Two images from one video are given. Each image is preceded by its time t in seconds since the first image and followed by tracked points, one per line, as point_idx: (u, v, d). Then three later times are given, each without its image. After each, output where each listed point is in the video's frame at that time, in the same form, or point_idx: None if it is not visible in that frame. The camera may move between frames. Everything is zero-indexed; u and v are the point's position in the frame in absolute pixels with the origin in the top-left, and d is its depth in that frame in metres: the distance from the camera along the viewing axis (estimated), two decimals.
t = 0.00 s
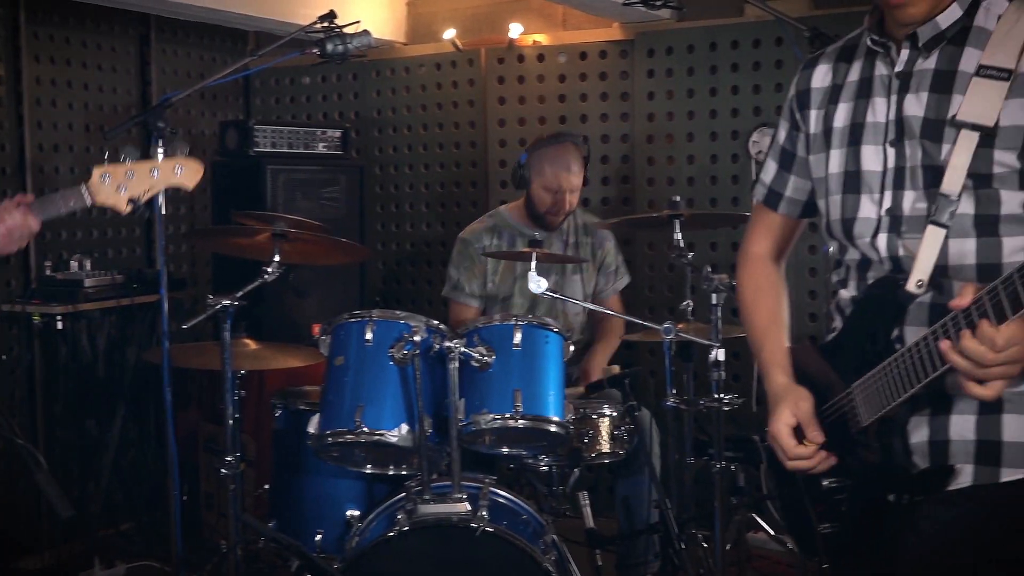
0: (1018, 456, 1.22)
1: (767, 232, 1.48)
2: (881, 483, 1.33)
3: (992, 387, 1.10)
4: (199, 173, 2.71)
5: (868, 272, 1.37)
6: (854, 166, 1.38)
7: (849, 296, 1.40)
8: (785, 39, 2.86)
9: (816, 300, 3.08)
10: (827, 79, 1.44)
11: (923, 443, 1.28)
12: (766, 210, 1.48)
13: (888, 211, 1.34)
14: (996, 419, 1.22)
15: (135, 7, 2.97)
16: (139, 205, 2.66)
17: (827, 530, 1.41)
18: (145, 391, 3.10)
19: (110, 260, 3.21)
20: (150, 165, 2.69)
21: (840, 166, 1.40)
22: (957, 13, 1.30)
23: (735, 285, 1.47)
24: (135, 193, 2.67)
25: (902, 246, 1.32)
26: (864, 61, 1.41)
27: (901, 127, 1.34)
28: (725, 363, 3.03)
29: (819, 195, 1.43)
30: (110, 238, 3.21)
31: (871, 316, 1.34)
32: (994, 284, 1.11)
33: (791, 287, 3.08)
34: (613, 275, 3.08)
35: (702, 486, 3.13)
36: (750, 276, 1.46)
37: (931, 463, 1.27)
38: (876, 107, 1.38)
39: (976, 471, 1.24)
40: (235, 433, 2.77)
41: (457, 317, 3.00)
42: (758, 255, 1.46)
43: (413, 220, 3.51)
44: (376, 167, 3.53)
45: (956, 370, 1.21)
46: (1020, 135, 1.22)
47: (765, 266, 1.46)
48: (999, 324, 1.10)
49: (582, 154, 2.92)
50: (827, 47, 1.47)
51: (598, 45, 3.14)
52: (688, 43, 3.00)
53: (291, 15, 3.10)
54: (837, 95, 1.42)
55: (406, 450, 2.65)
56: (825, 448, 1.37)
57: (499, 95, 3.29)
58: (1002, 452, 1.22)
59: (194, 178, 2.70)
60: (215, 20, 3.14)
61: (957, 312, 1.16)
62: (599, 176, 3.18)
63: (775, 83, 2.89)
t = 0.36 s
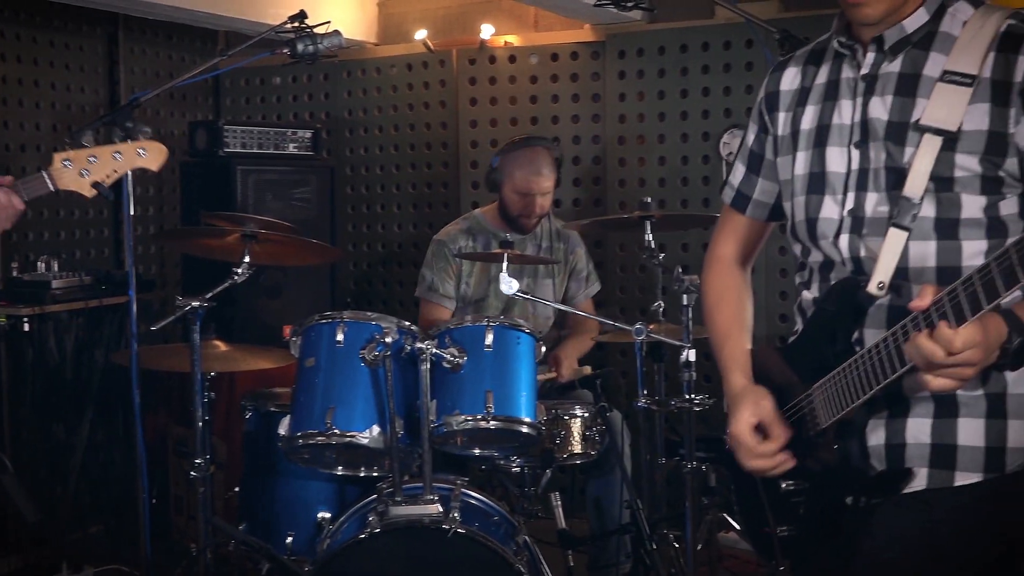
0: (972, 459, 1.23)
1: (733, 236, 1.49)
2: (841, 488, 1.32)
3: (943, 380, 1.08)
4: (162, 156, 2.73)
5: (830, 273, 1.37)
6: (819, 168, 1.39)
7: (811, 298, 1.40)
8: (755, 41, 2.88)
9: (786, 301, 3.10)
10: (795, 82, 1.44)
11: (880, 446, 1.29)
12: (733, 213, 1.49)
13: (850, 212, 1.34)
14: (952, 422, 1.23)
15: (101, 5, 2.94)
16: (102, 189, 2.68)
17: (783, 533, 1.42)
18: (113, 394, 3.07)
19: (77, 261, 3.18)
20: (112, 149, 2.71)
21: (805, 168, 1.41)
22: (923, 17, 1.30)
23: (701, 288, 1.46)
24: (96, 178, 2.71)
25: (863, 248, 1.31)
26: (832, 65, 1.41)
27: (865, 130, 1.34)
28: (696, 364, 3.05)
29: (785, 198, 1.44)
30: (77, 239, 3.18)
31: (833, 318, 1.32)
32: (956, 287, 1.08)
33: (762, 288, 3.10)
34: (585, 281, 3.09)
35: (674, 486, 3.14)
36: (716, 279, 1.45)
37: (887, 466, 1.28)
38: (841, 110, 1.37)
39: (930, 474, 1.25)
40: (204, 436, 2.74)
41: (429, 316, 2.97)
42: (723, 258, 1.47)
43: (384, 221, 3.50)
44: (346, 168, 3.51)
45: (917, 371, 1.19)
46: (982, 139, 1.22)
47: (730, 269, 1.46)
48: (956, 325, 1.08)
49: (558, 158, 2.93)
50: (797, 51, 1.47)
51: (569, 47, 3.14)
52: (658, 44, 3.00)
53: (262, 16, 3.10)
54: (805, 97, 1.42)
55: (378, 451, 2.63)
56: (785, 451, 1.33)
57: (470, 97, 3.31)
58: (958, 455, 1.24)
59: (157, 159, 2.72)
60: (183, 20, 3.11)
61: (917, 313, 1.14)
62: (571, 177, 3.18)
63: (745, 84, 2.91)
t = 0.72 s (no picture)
0: (941, 457, 1.26)
1: (698, 235, 1.53)
2: (814, 487, 1.35)
3: (919, 383, 1.08)
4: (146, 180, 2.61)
5: (798, 273, 1.40)
6: (785, 169, 1.41)
7: (781, 297, 1.44)
8: (725, 43, 2.90)
9: (756, 300, 3.13)
10: (758, 82, 1.48)
11: (852, 445, 1.31)
12: (697, 211, 1.54)
13: (816, 212, 1.37)
14: (920, 420, 1.27)
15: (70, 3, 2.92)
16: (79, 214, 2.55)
17: (758, 530, 1.46)
18: (84, 394, 3.06)
19: (47, 261, 3.16)
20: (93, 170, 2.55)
21: (770, 168, 1.44)
22: (883, 14, 1.33)
23: (668, 287, 1.51)
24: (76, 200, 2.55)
25: (830, 248, 1.34)
26: (793, 63, 1.44)
27: (829, 131, 1.37)
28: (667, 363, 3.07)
29: (751, 196, 1.48)
30: (46, 240, 3.15)
31: (801, 315, 1.36)
32: (921, 291, 1.12)
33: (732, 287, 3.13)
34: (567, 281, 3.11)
35: (645, 484, 3.16)
36: (682, 277, 1.50)
37: (860, 465, 1.31)
38: (805, 110, 1.40)
39: (901, 472, 1.28)
40: (176, 437, 2.74)
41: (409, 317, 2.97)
42: (689, 258, 1.51)
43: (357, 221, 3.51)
44: (319, 168, 3.52)
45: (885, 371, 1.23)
46: (944, 137, 1.23)
47: (696, 267, 1.50)
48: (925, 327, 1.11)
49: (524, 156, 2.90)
50: (759, 49, 1.50)
51: (541, 47, 3.16)
52: (629, 45, 3.02)
53: (234, 15, 3.11)
54: (769, 96, 1.45)
55: (350, 451, 2.63)
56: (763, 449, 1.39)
57: (442, 97, 3.32)
58: (927, 453, 1.27)
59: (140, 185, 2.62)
60: (153, 19, 3.10)
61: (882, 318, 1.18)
62: (542, 178, 3.19)
63: (715, 86, 2.93)
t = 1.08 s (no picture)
0: (893, 458, 1.39)
1: (660, 241, 1.63)
2: (767, 488, 1.50)
3: (872, 388, 1.19)
4: (126, 191, 2.78)
5: (757, 277, 1.51)
6: (745, 175, 1.52)
7: (739, 302, 1.53)
8: (688, 55, 3.01)
9: (718, 303, 3.23)
10: (723, 90, 1.59)
11: (806, 446, 1.44)
12: (661, 218, 1.64)
13: (776, 219, 1.47)
14: (874, 422, 1.40)
15: (48, 10, 2.99)
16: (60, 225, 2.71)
17: (714, 530, 1.60)
18: (62, 397, 3.11)
19: (25, 266, 3.21)
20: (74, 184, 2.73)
21: (732, 175, 1.54)
22: (845, 31, 1.45)
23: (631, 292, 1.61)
24: (55, 212, 2.73)
25: (789, 254, 1.45)
26: (756, 74, 1.56)
27: (790, 140, 1.48)
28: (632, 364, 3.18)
29: (712, 203, 1.58)
30: (22, 244, 3.19)
31: (759, 325, 1.47)
32: (879, 295, 1.24)
33: (693, 291, 3.24)
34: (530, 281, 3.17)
35: (611, 482, 3.26)
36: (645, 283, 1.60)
37: (814, 466, 1.44)
38: (768, 119, 1.51)
39: (853, 473, 1.41)
40: (152, 437, 2.81)
41: (377, 318, 3.07)
42: (650, 263, 1.61)
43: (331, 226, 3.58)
44: (293, 175, 3.59)
45: (837, 376, 1.35)
46: (902, 149, 1.35)
47: (659, 272, 1.60)
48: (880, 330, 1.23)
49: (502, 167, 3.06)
50: (724, 60, 1.62)
51: (509, 57, 3.25)
52: (595, 56, 3.13)
53: (205, 25, 3.16)
54: (732, 105, 1.57)
55: (323, 451, 2.70)
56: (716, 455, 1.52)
57: (414, 106, 3.41)
58: (880, 455, 1.39)
59: (120, 198, 2.80)
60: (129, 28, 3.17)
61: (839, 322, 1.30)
62: (511, 184, 3.28)
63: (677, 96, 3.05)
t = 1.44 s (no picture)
0: (862, 454, 1.42)
1: (631, 243, 1.68)
2: (743, 483, 1.52)
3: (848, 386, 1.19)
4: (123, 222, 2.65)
5: (727, 281, 1.55)
6: (716, 183, 1.55)
7: (710, 304, 1.58)
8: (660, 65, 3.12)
9: (690, 304, 3.35)
10: (690, 99, 1.63)
11: (779, 443, 1.47)
12: (631, 221, 1.69)
13: (746, 224, 1.50)
14: (843, 419, 1.42)
15: (39, 20, 3.06)
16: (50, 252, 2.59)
17: (691, 525, 1.61)
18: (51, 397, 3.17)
19: (14, 269, 3.27)
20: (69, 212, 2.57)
21: (702, 181, 1.58)
22: (809, 38, 1.47)
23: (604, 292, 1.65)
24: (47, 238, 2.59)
25: (759, 258, 1.48)
26: (724, 83, 1.59)
27: (758, 147, 1.50)
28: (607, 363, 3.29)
29: (684, 208, 1.63)
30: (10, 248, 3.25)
31: (732, 327, 1.50)
32: (848, 298, 1.25)
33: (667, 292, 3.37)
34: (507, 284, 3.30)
35: (587, 477, 3.37)
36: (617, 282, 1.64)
37: (787, 462, 1.47)
38: (735, 126, 1.54)
39: (825, 469, 1.43)
40: (140, 435, 2.88)
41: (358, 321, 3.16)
42: (622, 265, 1.66)
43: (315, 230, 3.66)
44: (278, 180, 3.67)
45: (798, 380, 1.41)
46: (867, 154, 1.37)
47: (630, 272, 1.65)
48: (851, 331, 1.24)
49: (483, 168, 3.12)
50: (691, 68, 1.66)
51: (488, 66, 3.36)
52: (571, 65, 3.24)
53: (194, 33, 3.25)
54: (699, 113, 1.60)
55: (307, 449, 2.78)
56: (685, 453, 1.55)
57: (394, 113, 3.49)
58: (850, 451, 1.42)
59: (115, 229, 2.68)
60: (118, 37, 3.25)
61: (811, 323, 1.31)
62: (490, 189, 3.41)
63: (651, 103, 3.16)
